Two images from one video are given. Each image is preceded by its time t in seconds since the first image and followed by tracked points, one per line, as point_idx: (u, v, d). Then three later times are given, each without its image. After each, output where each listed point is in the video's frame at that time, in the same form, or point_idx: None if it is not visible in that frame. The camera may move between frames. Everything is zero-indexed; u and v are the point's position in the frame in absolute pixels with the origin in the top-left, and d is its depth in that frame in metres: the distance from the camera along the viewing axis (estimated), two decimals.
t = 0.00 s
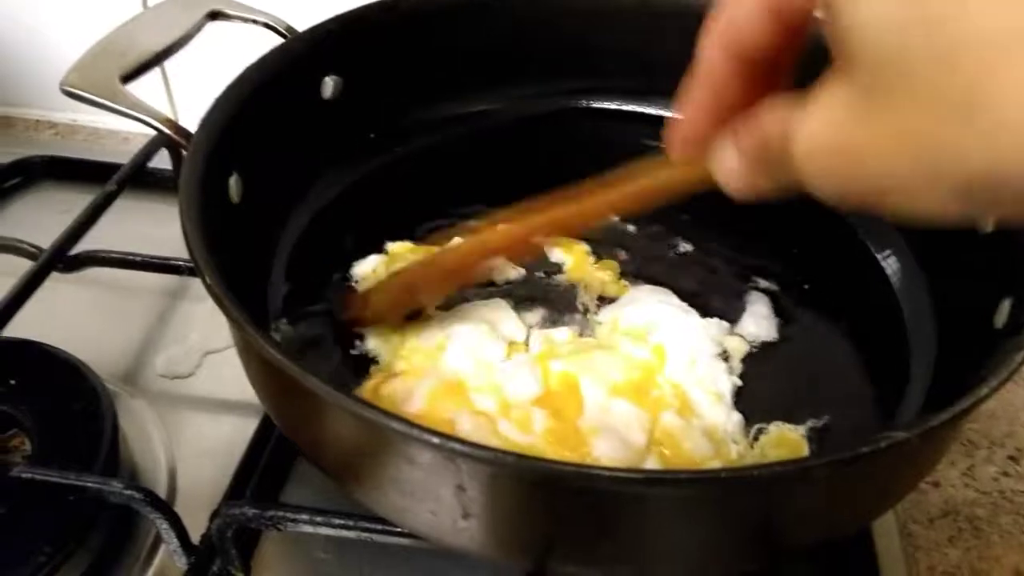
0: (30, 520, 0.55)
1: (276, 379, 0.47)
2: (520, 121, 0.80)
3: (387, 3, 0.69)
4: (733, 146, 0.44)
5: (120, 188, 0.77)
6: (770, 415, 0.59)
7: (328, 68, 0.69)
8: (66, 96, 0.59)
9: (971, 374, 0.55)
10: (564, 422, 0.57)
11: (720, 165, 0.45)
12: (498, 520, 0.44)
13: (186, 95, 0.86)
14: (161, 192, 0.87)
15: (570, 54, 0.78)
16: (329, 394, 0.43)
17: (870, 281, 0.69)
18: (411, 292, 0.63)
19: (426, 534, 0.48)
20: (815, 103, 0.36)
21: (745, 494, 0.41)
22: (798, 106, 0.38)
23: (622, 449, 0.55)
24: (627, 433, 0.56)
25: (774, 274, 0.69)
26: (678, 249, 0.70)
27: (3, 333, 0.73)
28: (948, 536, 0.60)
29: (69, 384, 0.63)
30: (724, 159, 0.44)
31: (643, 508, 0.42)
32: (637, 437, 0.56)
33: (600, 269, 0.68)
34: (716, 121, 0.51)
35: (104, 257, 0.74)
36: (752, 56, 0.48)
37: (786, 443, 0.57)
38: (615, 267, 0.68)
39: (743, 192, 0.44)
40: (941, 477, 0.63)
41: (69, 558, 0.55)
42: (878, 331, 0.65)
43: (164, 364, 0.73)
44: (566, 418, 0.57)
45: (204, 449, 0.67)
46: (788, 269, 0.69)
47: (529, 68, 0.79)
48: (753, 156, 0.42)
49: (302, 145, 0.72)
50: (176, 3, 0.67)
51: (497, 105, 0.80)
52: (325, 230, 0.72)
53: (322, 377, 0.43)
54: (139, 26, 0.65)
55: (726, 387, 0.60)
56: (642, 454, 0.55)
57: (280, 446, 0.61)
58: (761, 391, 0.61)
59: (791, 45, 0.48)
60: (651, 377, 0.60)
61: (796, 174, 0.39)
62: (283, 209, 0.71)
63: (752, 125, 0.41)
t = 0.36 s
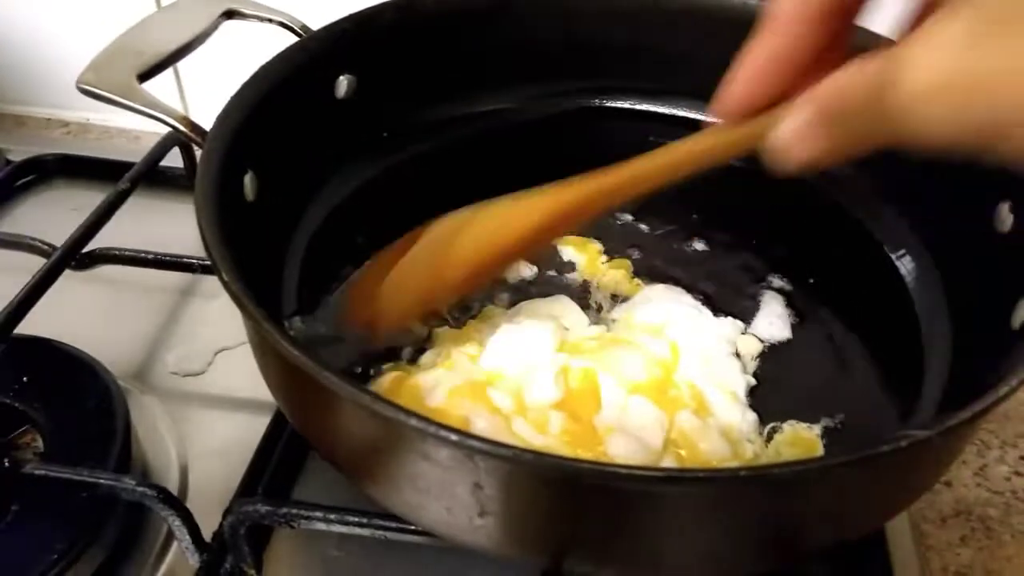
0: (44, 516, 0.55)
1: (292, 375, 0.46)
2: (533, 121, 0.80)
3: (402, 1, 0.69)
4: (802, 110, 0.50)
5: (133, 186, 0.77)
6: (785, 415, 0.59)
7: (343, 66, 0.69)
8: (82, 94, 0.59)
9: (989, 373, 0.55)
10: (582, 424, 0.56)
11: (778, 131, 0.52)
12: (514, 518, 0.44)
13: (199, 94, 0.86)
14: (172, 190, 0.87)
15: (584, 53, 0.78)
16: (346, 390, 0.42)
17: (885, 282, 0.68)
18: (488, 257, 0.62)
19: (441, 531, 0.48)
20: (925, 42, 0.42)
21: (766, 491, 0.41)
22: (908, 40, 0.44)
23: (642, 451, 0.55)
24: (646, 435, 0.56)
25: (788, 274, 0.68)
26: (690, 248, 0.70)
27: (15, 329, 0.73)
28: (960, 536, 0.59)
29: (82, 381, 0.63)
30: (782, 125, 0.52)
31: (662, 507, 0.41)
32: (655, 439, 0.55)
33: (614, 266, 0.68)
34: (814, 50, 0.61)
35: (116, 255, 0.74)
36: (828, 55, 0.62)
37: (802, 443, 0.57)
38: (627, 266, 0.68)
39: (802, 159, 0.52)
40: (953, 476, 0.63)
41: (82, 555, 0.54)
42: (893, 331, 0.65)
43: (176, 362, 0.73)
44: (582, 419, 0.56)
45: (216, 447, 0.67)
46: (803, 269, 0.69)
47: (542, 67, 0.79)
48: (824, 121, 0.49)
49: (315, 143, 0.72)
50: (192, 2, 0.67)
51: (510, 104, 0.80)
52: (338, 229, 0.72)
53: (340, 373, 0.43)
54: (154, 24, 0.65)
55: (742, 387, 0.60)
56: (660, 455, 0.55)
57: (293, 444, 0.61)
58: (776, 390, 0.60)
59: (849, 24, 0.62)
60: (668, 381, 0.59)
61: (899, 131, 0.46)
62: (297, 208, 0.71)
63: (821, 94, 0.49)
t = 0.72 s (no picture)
0: (51, 505, 0.55)
1: (303, 364, 0.46)
2: (541, 114, 0.80)
3: None
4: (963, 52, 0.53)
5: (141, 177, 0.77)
6: (794, 409, 0.59)
7: (352, 58, 0.69)
8: (91, 83, 0.59)
9: (1001, 368, 0.55)
10: (612, 419, 0.55)
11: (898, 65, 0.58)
12: (524, 509, 0.44)
13: (207, 86, 0.86)
14: (179, 182, 0.87)
15: (592, 46, 0.77)
16: (358, 379, 0.42)
17: (895, 278, 0.68)
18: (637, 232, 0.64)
19: (451, 522, 0.48)
20: None
21: (779, 483, 0.41)
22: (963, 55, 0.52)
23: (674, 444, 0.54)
24: (677, 432, 0.55)
25: (797, 269, 0.68)
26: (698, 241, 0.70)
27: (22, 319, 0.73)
28: (969, 533, 0.59)
29: (89, 371, 0.63)
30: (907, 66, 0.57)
31: (673, 498, 0.41)
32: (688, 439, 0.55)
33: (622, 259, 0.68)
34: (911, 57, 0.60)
35: (124, 245, 0.74)
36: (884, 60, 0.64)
37: (811, 438, 0.57)
38: (636, 260, 0.68)
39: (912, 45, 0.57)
40: (962, 473, 0.63)
41: (90, 544, 0.54)
42: (903, 327, 0.64)
43: (183, 353, 0.73)
44: (614, 416, 0.56)
45: (223, 438, 0.66)
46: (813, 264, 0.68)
47: (551, 60, 0.78)
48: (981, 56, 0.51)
49: (323, 135, 0.72)
50: None
51: (518, 98, 0.80)
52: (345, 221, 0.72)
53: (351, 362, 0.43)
54: (164, 14, 0.65)
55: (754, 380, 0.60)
56: (687, 449, 0.54)
57: (301, 435, 0.61)
58: (785, 384, 0.60)
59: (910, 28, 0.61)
60: (695, 375, 0.59)
61: None
62: (305, 200, 0.71)
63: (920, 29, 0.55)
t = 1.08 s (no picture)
0: (32, 508, 0.54)
1: (288, 363, 0.45)
2: (530, 115, 0.80)
3: None
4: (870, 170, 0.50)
5: (126, 178, 0.76)
6: (784, 408, 0.59)
7: (339, 57, 0.68)
8: (73, 81, 0.58)
9: (990, 366, 0.55)
10: (602, 422, 0.55)
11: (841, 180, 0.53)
12: (513, 509, 0.44)
13: (193, 86, 0.85)
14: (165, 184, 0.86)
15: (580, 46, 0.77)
16: (344, 377, 0.42)
17: (884, 278, 0.68)
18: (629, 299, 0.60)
19: (438, 523, 0.47)
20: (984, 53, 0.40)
21: (770, 480, 0.40)
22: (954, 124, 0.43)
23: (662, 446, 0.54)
24: (666, 434, 0.54)
25: (786, 269, 0.68)
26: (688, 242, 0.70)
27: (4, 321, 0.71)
28: (961, 533, 0.59)
29: (72, 372, 0.62)
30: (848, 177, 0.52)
31: (663, 496, 0.41)
32: (676, 441, 0.54)
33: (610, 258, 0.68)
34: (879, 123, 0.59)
35: (107, 246, 0.73)
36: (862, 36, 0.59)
37: (802, 437, 0.56)
38: (624, 260, 0.68)
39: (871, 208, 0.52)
40: (953, 473, 0.63)
41: (71, 548, 0.53)
42: (892, 326, 0.64)
43: (167, 356, 0.72)
44: (602, 416, 0.55)
45: (208, 441, 0.66)
46: (802, 264, 0.68)
47: (539, 61, 0.78)
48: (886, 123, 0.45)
49: (310, 135, 0.71)
50: None
51: (506, 98, 0.80)
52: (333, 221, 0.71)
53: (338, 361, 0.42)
54: (148, 12, 0.64)
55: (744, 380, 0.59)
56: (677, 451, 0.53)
57: (286, 436, 0.60)
58: (775, 383, 0.60)
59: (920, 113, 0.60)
60: (687, 377, 0.58)
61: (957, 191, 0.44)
62: (291, 200, 0.70)
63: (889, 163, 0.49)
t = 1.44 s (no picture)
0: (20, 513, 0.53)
1: (271, 364, 0.45)
2: (519, 113, 0.79)
3: None
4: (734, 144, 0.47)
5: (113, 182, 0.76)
6: (775, 403, 0.58)
7: (325, 57, 0.68)
8: (56, 84, 0.58)
9: (980, 357, 0.55)
10: (592, 420, 0.54)
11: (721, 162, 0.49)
12: (499, 507, 0.43)
13: (181, 89, 0.85)
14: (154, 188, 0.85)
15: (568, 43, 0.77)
16: (326, 376, 0.41)
17: (874, 271, 0.68)
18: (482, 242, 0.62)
19: (425, 522, 0.47)
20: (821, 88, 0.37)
21: (757, 474, 0.40)
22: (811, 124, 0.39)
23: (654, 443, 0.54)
24: (655, 432, 0.54)
25: (777, 264, 0.68)
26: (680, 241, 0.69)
27: None
28: (954, 526, 0.59)
29: (59, 377, 0.61)
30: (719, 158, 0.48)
31: (650, 492, 0.41)
32: (665, 441, 0.54)
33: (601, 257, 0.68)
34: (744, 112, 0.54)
35: (95, 251, 0.73)
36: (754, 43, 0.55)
37: (793, 431, 0.56)
38: (614, 257, 0.68)
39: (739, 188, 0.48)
40: (946, 466, 0.62)
41: (59, 553, 0.53)
42: (883, 320, 0.64)
43: (157, 360, 0.72)
44: (591, 414, 0.55)
45: (197, 445, 0.65)
46: (793, 259, 0.68)
47: (528, 58, 0.78)
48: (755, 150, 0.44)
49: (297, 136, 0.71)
50: None
51: (495, 97, 0.79)
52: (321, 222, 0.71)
53: (320, 361, 0.42)
54: (131, 14, 0.64)
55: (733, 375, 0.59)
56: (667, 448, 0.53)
57: (275, 439, 0.60)
58: (766, 378, 0.60)
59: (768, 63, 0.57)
60: (677, 373, 0.58)
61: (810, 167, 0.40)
62: (279, 202, 0.70)
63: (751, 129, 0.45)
